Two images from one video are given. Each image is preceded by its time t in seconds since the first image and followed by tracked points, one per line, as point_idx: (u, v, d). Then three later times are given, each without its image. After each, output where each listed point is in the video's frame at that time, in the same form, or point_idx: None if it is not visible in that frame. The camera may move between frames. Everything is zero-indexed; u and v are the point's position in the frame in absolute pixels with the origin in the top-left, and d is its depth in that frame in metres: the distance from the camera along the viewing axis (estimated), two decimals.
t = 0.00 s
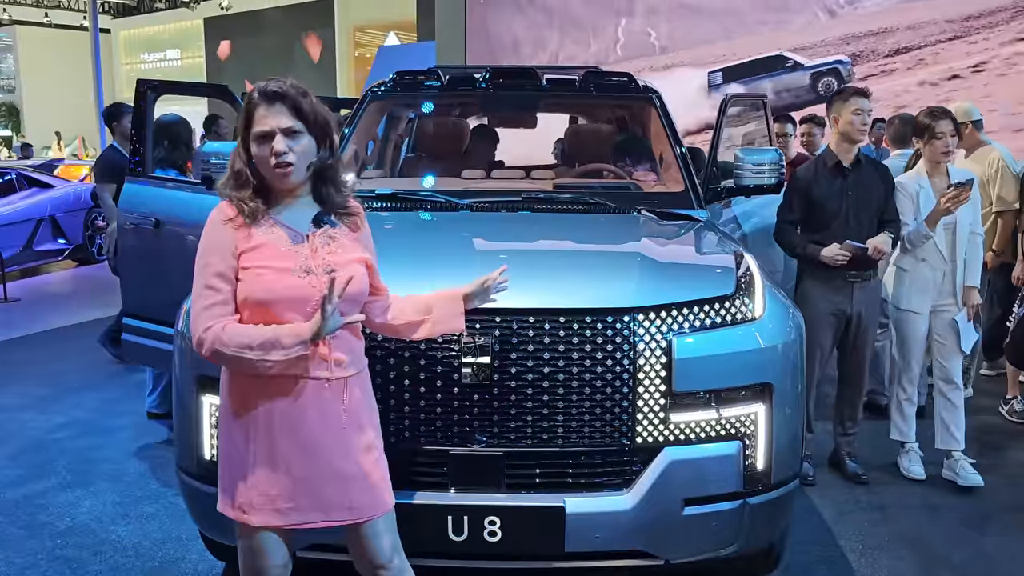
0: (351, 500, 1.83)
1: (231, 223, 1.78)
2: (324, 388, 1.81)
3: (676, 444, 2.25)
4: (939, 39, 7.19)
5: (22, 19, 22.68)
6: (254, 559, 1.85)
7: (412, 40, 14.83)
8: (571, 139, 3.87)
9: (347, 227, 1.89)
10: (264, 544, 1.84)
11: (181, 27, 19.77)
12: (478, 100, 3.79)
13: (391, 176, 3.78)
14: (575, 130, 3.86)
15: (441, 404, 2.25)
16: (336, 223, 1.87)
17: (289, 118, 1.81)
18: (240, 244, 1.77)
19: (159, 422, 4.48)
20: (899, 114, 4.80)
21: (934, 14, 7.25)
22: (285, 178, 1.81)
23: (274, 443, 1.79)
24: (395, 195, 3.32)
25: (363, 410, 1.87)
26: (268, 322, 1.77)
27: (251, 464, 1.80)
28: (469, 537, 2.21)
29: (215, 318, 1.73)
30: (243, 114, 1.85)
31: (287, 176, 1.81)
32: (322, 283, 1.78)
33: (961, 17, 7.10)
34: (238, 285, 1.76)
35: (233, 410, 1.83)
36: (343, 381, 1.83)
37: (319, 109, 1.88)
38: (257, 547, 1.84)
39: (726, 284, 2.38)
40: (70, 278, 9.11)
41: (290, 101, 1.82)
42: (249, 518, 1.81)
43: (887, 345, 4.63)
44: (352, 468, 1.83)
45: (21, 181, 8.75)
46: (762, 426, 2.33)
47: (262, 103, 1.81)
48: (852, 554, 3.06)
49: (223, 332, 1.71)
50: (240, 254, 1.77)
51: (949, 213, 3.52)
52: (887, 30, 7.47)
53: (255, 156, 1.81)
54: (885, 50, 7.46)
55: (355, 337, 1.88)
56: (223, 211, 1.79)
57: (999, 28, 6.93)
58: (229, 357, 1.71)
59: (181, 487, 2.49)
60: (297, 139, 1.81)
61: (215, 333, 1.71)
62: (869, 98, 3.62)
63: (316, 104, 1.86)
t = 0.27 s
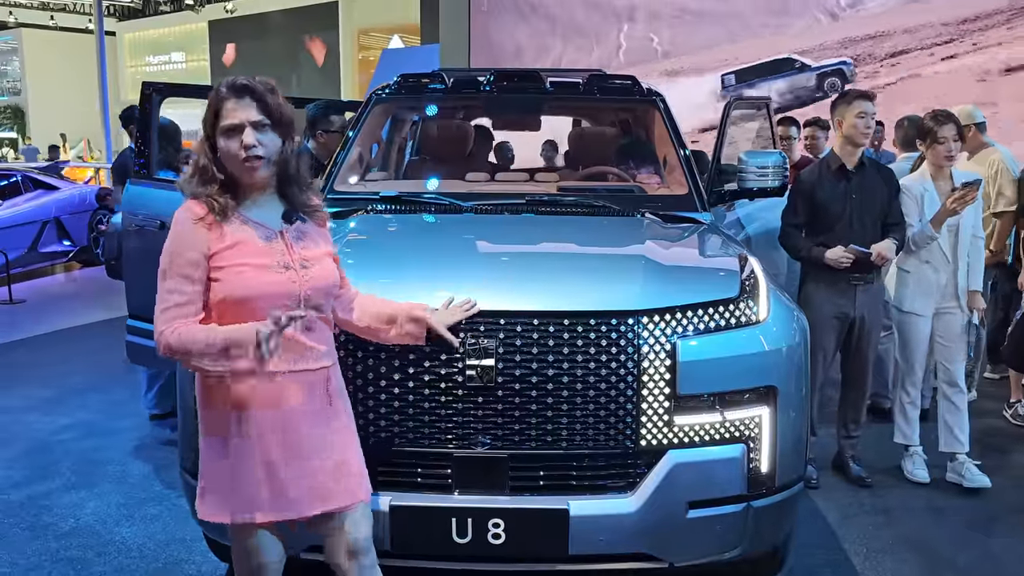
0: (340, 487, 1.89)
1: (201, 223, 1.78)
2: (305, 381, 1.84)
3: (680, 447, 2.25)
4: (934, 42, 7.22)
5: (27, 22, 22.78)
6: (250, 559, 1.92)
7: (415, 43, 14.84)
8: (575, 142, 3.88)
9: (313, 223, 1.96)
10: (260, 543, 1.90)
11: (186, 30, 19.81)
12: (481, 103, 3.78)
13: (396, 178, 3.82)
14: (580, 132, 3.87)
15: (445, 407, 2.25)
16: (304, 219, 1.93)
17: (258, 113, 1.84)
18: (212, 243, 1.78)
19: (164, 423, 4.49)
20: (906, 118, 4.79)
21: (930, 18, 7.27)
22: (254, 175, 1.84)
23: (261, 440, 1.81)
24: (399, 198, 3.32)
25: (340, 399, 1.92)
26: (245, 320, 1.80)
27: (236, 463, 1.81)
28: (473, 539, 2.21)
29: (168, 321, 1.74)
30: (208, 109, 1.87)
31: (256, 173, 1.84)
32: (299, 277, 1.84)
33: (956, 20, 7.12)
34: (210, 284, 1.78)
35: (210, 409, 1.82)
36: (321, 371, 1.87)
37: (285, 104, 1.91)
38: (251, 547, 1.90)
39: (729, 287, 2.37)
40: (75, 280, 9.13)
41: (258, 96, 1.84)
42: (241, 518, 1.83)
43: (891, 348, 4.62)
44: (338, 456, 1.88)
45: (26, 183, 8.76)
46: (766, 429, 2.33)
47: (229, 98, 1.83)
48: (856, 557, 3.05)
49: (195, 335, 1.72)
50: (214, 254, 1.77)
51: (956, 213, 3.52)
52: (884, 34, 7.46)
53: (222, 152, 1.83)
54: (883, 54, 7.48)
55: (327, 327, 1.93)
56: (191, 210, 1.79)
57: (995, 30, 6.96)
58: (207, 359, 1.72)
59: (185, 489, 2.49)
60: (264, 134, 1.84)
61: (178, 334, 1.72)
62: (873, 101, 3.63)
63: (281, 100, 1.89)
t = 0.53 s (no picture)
0: (330, 486, 1.94)
1: (198, 222, 1.79)
2: (297, 381, 1.89)
3: (683, 451, 2.24)
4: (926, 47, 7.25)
5: (29, 24, 22.82)
6: (240, 556, 1.93)
7: (417, 45, 14.83)
8: (578, 145, 3.89)
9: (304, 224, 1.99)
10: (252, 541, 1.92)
11: (187, 32, 19.81)
12: (484, 106, 3.78)
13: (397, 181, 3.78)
14: (582, 135, 3.88)
15: (447, 411, 2.24)
16: (296, 222, 1.96)
17: (251, 120, 1.85)
18: (213, 242, 1.80)
19: (165, 426, 4.48)
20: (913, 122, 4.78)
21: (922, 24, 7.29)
22: (246, 181, 1.87)
23: (254, 440, 1.85)
24: (401, 201, 3.31)
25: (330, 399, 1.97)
26: (245, 320, 1.82)
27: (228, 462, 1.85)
28: (475, 544, 2.20)
29: (189, 321, 1.73)
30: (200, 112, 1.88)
31: (248, 179, 1.86)
32: (295, 278, 1.88)
33: (949, 25, 7.16)
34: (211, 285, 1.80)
35: (204, 411, 1.86)
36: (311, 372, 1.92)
37: (278, 111, 1.93)
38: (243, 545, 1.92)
39: (733, 291, 2.36)
40: (76, 282, 9.13)
41: (252, 103, 1.86)
42: (234, 518, 1.86)
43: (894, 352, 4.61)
44: (328, 455, 1.93)
45: (27, 186, 8.74)
46: (770, 434, 2.31)
47: (222, 103, 1.84)
48: (859, 562, 3.04)
49: (208, 335, 1.73)
50: (214, 254, 1.79)
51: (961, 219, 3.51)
52: (876, 40, 7.49)
53: (215, 156, 1.85)
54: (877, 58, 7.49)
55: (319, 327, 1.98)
56: (186, 211, 1.80)
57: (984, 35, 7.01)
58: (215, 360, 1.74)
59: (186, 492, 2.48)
60: (257, 141, 1.86)
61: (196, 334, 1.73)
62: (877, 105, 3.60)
63: (275, 107, 1.91)
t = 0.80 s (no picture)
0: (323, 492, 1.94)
1: (192, 225, 1.80)
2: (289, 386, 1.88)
3: (682, 455, 2.24)
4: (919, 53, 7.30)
5: (29, 26, 22.86)
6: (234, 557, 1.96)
7: (417, 49, 14.86)
8: (577, 150, 3.88)
9: (303, 226, 1.97)
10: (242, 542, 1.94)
11: (187, 35, 19.84)
12: (485, 110, 3.79)
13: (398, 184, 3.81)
14: (582, 139, 3.88)
15: (447, 414, 2.24)
16: (294, 225, 1.94)
17: (253, 119, 1.86)
18: (204, 247, 1.80)
19: (164, 429, 4.47)
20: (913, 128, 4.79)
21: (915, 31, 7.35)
22: (245, 180, 1.86)
23: (244, 442, 1.85)
24: (401, 204, 3.31)
25: (325, 404, 1.97)
26: (235, 326, 1.82)
27: (220, 465, 1.86)
28: (475, 548, 2.20)
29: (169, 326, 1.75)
30: (200, 111, 1.88)
31: (247, 178, 1.86)
32: (286, 284, 1.86)
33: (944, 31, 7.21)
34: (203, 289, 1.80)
35: (198, 411, 1.86)
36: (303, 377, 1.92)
37: (279, 111, 1.94)
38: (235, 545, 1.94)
39: (733, 295, 2.37)
40: (75, 284, 9.12)
41: (254, 102, 1.87)
42: (226, 518, 1.88)
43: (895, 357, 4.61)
44: (322, 460, 1.93)
45: (27, 188, 8.74)
46: (770, 438, 2.31)
47: (224, 102, 1.85)
48: (859, 567, 3.04)
49: (192, 341, 1.75)
50: (205, 259, 1.79)
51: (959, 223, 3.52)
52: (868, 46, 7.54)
53: (215, 155, 1.85)
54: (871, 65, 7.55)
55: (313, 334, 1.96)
56: (181, 214, 1.80)
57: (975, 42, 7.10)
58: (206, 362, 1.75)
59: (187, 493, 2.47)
60: (259, 140, 1.87)
61: (186, 339, 1.75)
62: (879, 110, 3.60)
63: (276, 107, 1.92)
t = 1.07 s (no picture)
0: (318, 497, 1.93)
1: (187, 232, 1.81)
2: (283, 389, 1.88)
3: (683, 459, 2.24)
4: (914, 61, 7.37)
5: (32, 27, 22.92)
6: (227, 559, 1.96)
7: (418, 52, 14.89)
8: (578, 152, 3.89)
9: (302, 231, 1.96)
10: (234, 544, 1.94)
11: (189, 37, 19.89)
12: (486, 112, 3.78)
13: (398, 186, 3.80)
14: (583, 142, 3.88)
15: (448, 417, 2.23)
16: (292, 230, 1.94)
17: (252, 124, 1.86)
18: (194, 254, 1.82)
19: (163, 430, 4.47)
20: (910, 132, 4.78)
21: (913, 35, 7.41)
22: (244, 186, 1.86)
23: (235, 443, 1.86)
24: (402, 206, 3.30)
25: (322, 409, 1.96)
26: (226, 329, 1.83)
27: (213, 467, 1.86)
28: (475, 550, 2.20)
29: (142, 333, 1.80)
30: (201, 115, 1.89)
31: (247, 184, 1.86)
32: (279, 289, 1.86)
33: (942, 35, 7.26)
34: (193, 292, 1.82)
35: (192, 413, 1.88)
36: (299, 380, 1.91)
37: (280, 115, 1.94)
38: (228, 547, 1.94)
39: (734, 298, 2.37)
40: (76, 285, 9.13)
41: (252, 106, 1.87)
42: (218, 519, 1.88)
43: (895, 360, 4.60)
44: (317, 464, 1.93)
45: (29, 189, 8.74)
46: (771, 442, 2.31)
47: (224, 106, 1.85)
48: (859, 571, 3.04)
49: (154, 351, 1.79)
50: (196, 264, 1.81)
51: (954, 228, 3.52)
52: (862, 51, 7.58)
53: (215, 160, 1.85)
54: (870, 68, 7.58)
55: (312, 338, 1.96)
56: (179, 219, 1.82)
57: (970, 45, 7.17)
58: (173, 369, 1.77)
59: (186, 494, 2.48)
60: (258, 144, 1.87)
61: (149, 347, 1.80)
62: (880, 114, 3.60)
63: (276, 112, 1.92)
